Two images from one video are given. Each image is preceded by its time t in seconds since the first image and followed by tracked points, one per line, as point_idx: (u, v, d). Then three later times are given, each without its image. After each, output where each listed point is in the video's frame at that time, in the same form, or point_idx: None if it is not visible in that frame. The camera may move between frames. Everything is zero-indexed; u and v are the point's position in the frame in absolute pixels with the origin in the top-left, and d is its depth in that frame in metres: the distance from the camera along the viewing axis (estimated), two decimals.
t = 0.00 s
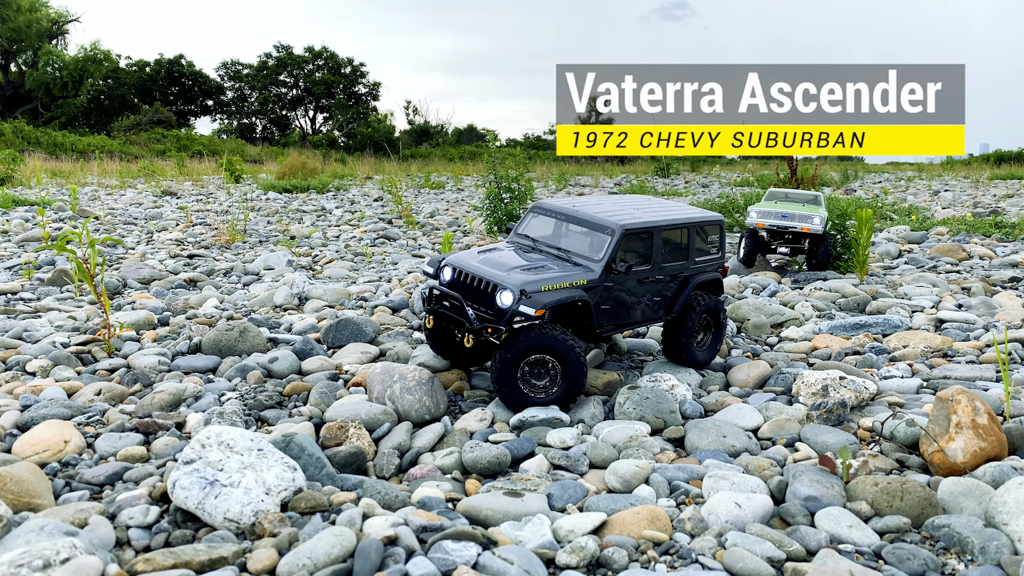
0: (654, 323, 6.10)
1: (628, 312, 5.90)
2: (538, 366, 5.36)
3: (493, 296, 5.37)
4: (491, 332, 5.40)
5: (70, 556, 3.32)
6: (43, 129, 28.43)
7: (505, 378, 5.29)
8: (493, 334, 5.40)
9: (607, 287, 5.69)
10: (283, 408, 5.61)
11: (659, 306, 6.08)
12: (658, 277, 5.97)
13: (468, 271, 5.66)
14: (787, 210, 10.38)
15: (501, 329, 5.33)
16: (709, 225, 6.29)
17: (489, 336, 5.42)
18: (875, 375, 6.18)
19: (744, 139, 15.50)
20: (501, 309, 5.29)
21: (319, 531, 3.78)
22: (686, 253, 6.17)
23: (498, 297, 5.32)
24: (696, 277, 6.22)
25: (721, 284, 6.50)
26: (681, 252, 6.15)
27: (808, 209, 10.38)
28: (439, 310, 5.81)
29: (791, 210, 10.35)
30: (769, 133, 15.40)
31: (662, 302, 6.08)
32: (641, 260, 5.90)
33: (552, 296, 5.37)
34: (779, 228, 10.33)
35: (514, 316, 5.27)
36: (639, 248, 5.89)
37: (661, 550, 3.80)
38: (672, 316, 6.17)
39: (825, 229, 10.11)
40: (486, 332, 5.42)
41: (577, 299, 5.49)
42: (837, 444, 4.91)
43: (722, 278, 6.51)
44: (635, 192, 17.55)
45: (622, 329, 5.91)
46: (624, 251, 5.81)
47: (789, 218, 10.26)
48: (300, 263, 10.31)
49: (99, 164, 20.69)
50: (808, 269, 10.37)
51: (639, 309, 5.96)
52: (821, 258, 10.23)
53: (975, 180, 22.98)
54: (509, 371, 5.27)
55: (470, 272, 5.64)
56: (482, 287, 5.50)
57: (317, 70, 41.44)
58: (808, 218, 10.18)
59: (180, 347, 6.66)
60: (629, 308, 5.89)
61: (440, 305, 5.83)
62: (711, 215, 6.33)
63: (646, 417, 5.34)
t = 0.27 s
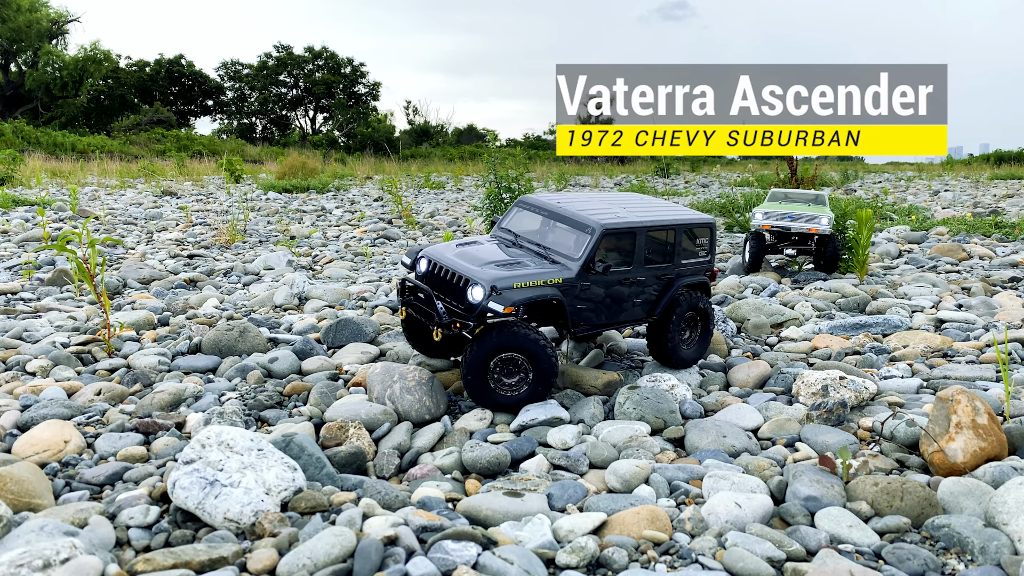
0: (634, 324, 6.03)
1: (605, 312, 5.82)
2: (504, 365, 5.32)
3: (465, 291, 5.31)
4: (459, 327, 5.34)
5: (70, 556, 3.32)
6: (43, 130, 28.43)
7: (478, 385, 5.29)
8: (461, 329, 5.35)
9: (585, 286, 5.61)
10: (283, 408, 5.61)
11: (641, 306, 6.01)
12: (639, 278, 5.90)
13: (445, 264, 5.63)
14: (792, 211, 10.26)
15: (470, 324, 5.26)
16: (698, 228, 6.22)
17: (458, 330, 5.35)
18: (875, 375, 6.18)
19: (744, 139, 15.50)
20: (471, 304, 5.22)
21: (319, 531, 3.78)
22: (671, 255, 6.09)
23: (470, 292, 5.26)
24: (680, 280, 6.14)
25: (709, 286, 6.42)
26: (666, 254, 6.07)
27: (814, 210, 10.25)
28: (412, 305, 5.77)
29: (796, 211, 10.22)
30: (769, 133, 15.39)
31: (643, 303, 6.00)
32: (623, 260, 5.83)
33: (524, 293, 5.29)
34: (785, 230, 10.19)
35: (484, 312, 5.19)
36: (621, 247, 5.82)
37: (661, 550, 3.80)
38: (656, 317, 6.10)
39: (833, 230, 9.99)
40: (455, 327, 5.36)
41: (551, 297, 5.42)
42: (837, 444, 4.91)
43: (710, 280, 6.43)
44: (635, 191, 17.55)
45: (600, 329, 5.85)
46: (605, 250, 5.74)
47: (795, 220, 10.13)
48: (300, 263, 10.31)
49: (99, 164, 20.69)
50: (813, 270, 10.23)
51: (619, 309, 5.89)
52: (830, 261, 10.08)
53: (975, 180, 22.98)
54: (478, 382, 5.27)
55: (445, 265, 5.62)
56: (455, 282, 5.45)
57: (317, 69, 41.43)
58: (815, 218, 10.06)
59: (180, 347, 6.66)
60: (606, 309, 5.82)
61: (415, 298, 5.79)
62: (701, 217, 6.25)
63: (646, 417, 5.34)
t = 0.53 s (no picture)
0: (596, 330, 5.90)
1: (563, 318, 5.71)
2: (450, 369, 5.21)
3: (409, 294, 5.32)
4: (402, 331, 5.36)
5: (70, 556, 3.32)
6: (43, 130, 28.44)
7: (434, 393, 5.19)
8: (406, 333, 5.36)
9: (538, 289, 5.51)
10: (283, 408, 5.61)
11: (604, 311, 5.86)
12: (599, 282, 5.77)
13: (394, 269, 5.60)
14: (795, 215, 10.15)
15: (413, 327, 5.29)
16: (663, 231, 6.09)
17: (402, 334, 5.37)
18: (875, 375, 6.19)
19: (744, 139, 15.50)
20: (414, 308, 5.23)
21: (319, 531, 3.78)
22: (635, 258, 5.95)
23: (413, 295, 5.26)
24: (645, 284, 6.00)
25: (680, 292, 6.26)
26: (629, 257, 5.94)
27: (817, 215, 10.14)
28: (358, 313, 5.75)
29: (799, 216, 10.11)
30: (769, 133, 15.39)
31: (605, 308, 5.86)
32: (579, 263, 5.72)
33: (468, 296, 5.24)
34: (786, 234, 10.11)
35: (426, 316, 5.19)
36: (577, 250, 5.71)
37: (661, 550, 3.80)
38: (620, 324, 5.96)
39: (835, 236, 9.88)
40: (396, 331, 5.38)
41: (498, 300, 5.34)
42: (837, 444, 4.91)
43: (680, 286, 6.27)
44: (635, 192, 17.55)
45: (559, 334, 5.72)
46: (559, 253, 5.63)
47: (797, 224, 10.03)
48: (300, 263, 10.32)
49: (99, 165, 20.69)
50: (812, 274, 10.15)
51: (578, 314, 5.76)
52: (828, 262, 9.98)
53: (975, 180, 22.99)
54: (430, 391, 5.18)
55: (392, 272, 5.60)
56: (399, 286, 5.46)
57: (317, 69, 41.44)
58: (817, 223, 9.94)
59: (180, 346, 6.66)
60: (564, 314, 5.70)
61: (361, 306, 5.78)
62: (668, 220, 6.12)
63: (646, 417, 5.34)
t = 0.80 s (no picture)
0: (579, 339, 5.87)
1: (545, 327, 5.67)
2: (439, 385, 5.15)
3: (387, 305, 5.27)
4: (378, 343, 5.33)
5: (70, 556, 3.32)
6: (43, 129, 28.45)
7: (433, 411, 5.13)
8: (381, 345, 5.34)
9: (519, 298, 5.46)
10: (283, 408, 5.62)
11: (587, 319, 5.84)
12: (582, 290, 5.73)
13: (372, 280, 5.52)
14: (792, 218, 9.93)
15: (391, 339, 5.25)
16: (649, 237, 6.07)
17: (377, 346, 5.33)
18: (875, 375, 6.18)
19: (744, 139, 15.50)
20: (391, 319, 5.17)
21: (319, 531, 3.78)
22: (619, 265, 5.92)
23: (392, 306, 5.19)
24: (629, 291, 5.97)
25: (665, 297, 6.24)
26: (613, 264, 5.91)
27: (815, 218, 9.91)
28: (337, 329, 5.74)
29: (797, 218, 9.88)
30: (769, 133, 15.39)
31: (587, 315, 5.84)
32: (563, 271, 5.68)
33: (446, 307, 5.17)
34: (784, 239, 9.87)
35: (403, 328, 5.13)
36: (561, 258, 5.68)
37: (661, 550, 3.80)
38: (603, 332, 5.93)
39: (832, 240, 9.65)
40: (372, 344, 5.35)
41: (479, 310, 5.28)
42: (837, 444, 4.91)
43: (665, 292, 6.27)
44: (635, 192, 17.55)
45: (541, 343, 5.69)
46: (541, 261, 5.58)
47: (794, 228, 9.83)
48: (300, 263, 10.32)
49: (99, 165, 20.69)
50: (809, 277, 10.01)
51: (560, 322, 5.73)
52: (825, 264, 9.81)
53: (975, 180, 22.99)
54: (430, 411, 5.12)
55: (370, 282, 5.54)
56: (376, 298, 5.42)
57: (317, 70, 41.45)
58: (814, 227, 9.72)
59: (180, 347, 6.66)
60: (546, 323, 5.66)
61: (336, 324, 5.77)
62: (653, 226, 6.09)
63: (646, 417, 5.34)
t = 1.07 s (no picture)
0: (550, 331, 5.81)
1: (513, 318, 5.61)
2: (417, 389, 5.06)
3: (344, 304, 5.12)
4: (337, 343, 5.16)
5: (70, 556, 3.32)
6: (43, 129, 28.45)
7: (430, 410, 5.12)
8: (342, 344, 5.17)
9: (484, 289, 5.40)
10: (283, 408, 5.62)
11: (556, 309, 5.80)
12: (548, 279, 5.70)
13: (328, 282, 5.37)
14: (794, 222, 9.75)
15: (351, 337, 5.10)
16: (613, 223, 6.12)
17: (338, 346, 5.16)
18: (875, 375, 6.19)
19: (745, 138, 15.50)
20: (350, 318, 5.04)
21: (319, 531, 3.78)
22: (584, 252, 5.94)
23: (349, 305, 5.06)
24: (597, 278, 5.97)
25: (635, 284, 6.28)
26: (578, 251, 5.92)
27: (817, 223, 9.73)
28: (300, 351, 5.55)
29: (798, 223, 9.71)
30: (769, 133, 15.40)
31: (557, 305, 5.80)
32: (526, 261, 5.65)
33: (406, 301, 5.06)
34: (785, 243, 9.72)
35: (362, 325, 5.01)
36: (524, 247, 5.66)
37: (661, 550, 3.80)
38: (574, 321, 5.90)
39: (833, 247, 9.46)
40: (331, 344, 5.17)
41: (441, 302, 5.20)
42: (837, 444, 4.91)
43: (636, 279, 6.29)
44: (635, 192, 17.55)
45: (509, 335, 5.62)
46: (501, 251, 5.55)
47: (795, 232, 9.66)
48: (300, 263, 10.32)
49: (99, 165, 20.69)
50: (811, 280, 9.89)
51: (529, 313, 5.68)
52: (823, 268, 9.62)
53: (975, 180, 22.99)
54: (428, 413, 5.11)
55: (326, 284, 5.40)
56: (333, 298, 5.26)
57: (317, 70, 41.44)
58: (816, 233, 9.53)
59: (180, 347, 6.66)
60: (514, 314, 5.61)
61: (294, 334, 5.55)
62: (616, 211, 6.16)
63: (646, 417, 5.34)
